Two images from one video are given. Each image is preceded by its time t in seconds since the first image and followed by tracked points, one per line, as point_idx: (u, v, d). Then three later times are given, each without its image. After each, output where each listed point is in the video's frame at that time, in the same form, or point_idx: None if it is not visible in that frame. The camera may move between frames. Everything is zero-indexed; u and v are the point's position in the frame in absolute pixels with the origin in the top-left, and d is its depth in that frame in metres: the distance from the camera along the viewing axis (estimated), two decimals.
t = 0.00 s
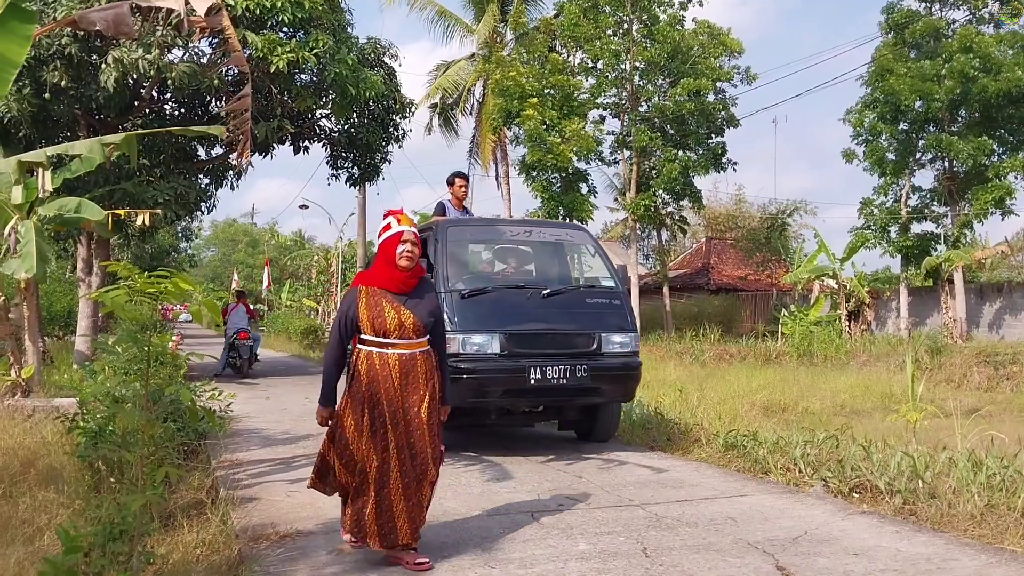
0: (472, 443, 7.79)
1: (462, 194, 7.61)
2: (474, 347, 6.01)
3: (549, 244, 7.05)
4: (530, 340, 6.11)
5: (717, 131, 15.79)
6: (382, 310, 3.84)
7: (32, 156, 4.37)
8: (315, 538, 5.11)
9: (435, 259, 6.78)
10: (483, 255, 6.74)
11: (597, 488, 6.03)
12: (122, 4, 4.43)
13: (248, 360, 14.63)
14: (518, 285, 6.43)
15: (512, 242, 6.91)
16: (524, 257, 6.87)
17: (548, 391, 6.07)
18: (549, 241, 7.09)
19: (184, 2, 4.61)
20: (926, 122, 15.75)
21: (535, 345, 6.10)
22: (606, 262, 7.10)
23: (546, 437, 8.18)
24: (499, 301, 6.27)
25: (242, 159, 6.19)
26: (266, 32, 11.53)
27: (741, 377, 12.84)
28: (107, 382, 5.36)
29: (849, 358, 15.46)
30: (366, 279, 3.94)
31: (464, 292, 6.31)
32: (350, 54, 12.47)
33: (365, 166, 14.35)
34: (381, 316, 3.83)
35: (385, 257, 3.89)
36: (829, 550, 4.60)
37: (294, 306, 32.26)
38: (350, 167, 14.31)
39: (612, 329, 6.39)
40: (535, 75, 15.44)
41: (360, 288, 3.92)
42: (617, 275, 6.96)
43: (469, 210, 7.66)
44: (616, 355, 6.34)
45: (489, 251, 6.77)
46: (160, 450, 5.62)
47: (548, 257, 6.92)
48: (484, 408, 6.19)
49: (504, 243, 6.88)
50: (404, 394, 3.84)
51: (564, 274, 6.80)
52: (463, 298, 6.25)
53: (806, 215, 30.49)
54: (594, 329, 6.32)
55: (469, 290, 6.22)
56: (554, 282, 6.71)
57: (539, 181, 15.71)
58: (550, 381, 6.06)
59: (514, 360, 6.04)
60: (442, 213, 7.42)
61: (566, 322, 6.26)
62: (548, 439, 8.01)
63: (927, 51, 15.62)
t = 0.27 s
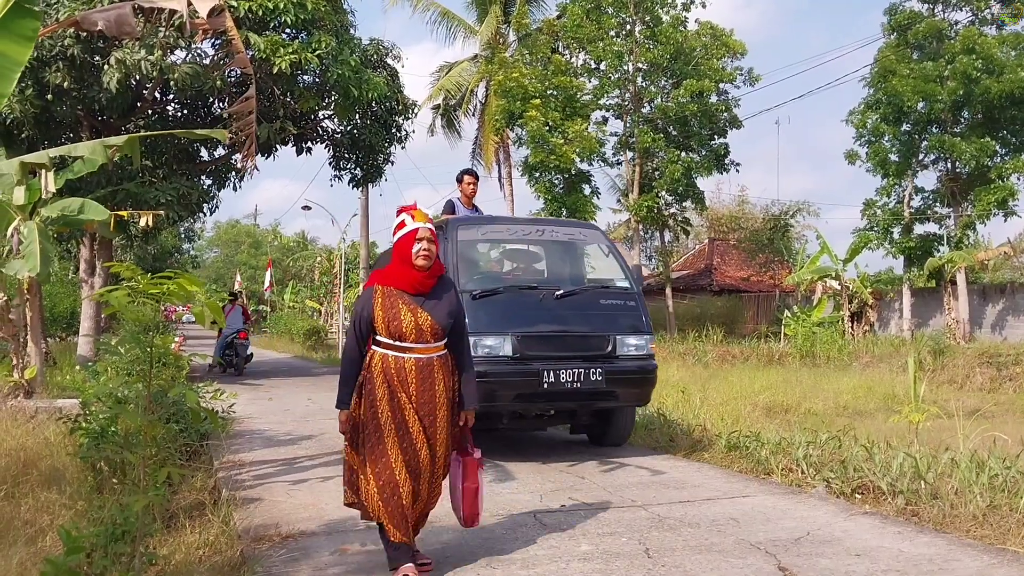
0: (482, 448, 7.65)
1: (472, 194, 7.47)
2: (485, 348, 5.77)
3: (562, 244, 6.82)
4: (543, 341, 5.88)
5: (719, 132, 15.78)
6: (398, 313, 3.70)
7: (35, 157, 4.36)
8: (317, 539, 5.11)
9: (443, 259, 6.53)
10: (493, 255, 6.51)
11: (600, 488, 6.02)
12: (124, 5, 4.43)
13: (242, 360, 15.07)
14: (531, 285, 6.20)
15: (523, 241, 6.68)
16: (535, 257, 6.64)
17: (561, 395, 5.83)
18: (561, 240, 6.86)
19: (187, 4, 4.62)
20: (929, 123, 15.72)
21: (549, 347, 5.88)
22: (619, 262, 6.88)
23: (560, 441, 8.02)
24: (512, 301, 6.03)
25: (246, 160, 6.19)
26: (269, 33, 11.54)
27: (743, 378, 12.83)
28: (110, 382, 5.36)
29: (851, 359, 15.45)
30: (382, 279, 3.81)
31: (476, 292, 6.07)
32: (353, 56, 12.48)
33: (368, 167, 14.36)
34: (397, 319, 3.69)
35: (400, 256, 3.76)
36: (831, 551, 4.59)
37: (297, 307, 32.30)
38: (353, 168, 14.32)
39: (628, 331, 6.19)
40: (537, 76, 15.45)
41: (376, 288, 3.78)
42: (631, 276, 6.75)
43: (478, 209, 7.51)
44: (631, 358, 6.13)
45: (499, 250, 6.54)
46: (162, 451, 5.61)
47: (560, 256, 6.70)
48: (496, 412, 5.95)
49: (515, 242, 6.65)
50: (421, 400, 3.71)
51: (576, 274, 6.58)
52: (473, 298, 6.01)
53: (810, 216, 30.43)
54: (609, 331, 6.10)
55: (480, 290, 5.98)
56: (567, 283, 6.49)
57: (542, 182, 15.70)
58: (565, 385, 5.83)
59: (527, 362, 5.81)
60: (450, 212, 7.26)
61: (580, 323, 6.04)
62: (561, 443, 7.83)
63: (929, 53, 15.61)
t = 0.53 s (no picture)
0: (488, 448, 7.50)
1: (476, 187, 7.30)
2: (491, 351, 5.62)
3: (568, 241, 6.65)
4: (550, 343, 5.73)
5: (717, 131, 15.78)
6: (409, 318, 3.53)
7: (32, 157, 4.36)
8: (314, 538, 5.12)
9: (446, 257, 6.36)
10: (498, 252, 6.34)
11: (597, 487, 6.03)
12: (121, 4, 4.43)
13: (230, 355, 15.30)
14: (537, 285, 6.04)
15: (529, 238, 6.51)
16: (541, 254, 6.47)
17: (569, 399, 5.68)
18: (567, 237, 6.70)
19: (184, 3, 4.61)
20: (926, 122, 15.74)
21: (556, 349, 5.73)
22: (629, 259, 6.71)
23: (565, 442, 7.87)
24: (518, 301, 5.88)
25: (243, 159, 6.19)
26: (266, 32, 11.54)
27: (740, 376, 12.86)
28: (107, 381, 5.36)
29: (848, 357, 15.47)
30: (382, 285, 3.65)
31: (480, 292, 5.91)
32: (351, 54, 12.48)
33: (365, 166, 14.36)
34: (407, 325, 3.52)
35: (399, 256, 3.61)
36: (828, 550, 4.60)
37: (295, 305, 32.30)
38: (351, 167, 14.31)
39: (638, 331, 6.03)
40: (535, 74, 15.45)
41: (377, 296, 3.62)
42: (640, 274, 6.58)
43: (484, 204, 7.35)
44: (641, 360, 5.97)
45: (505, 247, 6.37)
46: (160, 450, 5.61)
47: (566, 253, 6.53)
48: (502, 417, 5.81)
49: (520, 239, 6.48)
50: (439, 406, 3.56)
51: (584, 271, 6.41)
52: (478, 298, 5.85)
53: (807, 215, 30.45)
54: (618, 332, 5.94)
55: (485, 291, 5.83)
56: (574, 280, 6.32)
57: (540, 181, 15.69)
58: (573, 388, 5.68)
59: (534, 364, 5.66)
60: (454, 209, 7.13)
61: (588, 324, 5.88)
62: (568, 444, 7.66)
63: (927, 51, 15.62)
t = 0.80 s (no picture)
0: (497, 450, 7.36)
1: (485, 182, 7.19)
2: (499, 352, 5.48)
3: (578, 239, 6.45)
4: (559, 344, 5.60)
5: (716, 132, 15.79)
6: (412, 312, 3.25)
7: (30, 157, 4.36)
8: (313, 538, 5.13)
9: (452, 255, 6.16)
10: (505, 250, 6.13)
11: (596, 487, 6.03)
12: (120, 5, 4.42)
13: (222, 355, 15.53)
14: (546, 284, 5.89)
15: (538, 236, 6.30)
16: (550, 252, 6.26)
17: (579, 401, 5.55)
18: (578, 235, 6.50)
19: (183, 3, 4.60)
20: (925, 122, 15.75)
21: (566, 351, 5.59)
22: (641, 259, 6.53)
23: (574, 446, 7.69)
24: (527, 301, 5.73)
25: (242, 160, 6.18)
26: (265, 32, 11.55)
27: (740, 377, 12.87)
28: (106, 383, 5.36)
29: (847, 357, 15.49)
30: (384, 279, 3.34)
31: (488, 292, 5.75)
32: (350, 55, 12.48)
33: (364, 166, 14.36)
34: (412, 321, 3.24)
35: (402, 249, 3.31)
36: (827, 550, 4.60)
37: (294, 306, 32.32)
38: (350, 167, 14.31)
39: (649, 332, 5.89)
40: (534, 75, 15.45)
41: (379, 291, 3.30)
42: (653, 274, 6.41)
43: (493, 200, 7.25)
44: (653, 361, 5.84)
45: (513, 245, 6.16)
46: (158, 451, 5.61)
47: (576, 251, 6.33)
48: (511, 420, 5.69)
49: (529, 237, 6.28)
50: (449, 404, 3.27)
51: (594, 271, 6.22)
52: (486, 298, 5.69)
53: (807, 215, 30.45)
54: (630, 333, 5.81)
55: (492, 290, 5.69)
56: (583, 280, 6.13)
57: (539, 181, 15.68)
58: (583, 391, 5.55)
59: (543, 366, 5.54)
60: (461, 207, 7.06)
61: (599, 324, 5.73)
62: (578, 448, 7.49)
63: (925, 51, 15.62)
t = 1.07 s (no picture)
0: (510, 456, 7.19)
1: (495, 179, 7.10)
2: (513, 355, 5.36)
3: (593, 236, 6.33)
4: (575, 347, 5.47)
5: (718, 132, 15.73)
6: (432, 324, 3.06)
7: (31, 158, 4.34)
8: (315, 539, 5.12)
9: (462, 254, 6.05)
10: (517, 248, 6.02)
11: (599, 488, 6.01)
12: (122, 4, 4.40)
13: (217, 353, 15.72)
14: (561, 284, 5.77)
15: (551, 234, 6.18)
16: (563, 251, 6.14)
17: (596, 406, 5.42)
18: (591, 233, 6.37)
19: (185, 3, 4.58)
20: (927, 123, 15.69)
21: (582, 354, 5.46)
22: (657, 257, 6.39)
23: (589, 451, 7.47)
24: (541, 302, 5.60)
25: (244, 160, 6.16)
26: (267, 32, 11.54)
27: (742, 378, 12.84)
28: (107, 384, 5.35)
29: (849, 358, 15.45)
30: (408, 285, 3.16)
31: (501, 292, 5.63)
32: (352, 55, 12.47)
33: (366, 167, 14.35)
34: (431, 332, 3.05)
35: (429, 253, 3.11)
36: (829, 551, 4.57)
37: (296, 307, 32.33)
38: (352, 168, 14.30)
39: (668, 334, 5.75)
40: (536, 76, 15.43)
41: (401, 297, 3.13)
42: (670, 273, 6.27)
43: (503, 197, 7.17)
44: (672, 363, 5.70)
45: (525, 244, 6.05)
46: (160, 452, 5.59)
47: (589, 249, 6.20)
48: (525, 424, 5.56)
49: (542, 235, 6.16)
50: (467, 427, 3.06)
51: (607, 269, 6.09)
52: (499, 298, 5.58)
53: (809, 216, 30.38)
54: (648, 334, 5.67)
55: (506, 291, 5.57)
56: (596, 279, 6.00)
57: (541, 182, 15.62)
58: (600, 396, 5.41)
59: (559, 369, 5.41)
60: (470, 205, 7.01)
61: (615, 326, 5.60)
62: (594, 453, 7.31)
63: (927, 52, 15.57)
